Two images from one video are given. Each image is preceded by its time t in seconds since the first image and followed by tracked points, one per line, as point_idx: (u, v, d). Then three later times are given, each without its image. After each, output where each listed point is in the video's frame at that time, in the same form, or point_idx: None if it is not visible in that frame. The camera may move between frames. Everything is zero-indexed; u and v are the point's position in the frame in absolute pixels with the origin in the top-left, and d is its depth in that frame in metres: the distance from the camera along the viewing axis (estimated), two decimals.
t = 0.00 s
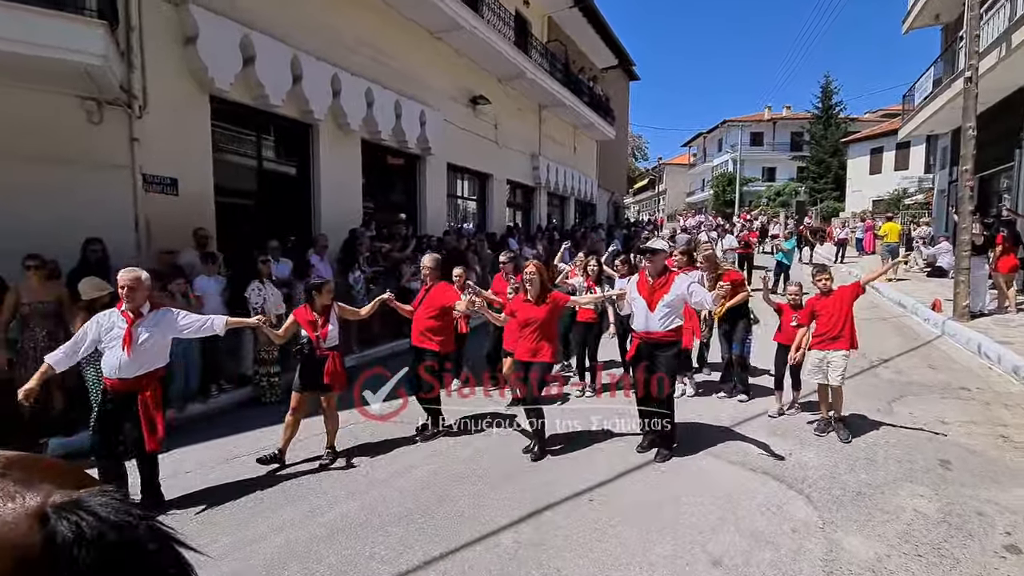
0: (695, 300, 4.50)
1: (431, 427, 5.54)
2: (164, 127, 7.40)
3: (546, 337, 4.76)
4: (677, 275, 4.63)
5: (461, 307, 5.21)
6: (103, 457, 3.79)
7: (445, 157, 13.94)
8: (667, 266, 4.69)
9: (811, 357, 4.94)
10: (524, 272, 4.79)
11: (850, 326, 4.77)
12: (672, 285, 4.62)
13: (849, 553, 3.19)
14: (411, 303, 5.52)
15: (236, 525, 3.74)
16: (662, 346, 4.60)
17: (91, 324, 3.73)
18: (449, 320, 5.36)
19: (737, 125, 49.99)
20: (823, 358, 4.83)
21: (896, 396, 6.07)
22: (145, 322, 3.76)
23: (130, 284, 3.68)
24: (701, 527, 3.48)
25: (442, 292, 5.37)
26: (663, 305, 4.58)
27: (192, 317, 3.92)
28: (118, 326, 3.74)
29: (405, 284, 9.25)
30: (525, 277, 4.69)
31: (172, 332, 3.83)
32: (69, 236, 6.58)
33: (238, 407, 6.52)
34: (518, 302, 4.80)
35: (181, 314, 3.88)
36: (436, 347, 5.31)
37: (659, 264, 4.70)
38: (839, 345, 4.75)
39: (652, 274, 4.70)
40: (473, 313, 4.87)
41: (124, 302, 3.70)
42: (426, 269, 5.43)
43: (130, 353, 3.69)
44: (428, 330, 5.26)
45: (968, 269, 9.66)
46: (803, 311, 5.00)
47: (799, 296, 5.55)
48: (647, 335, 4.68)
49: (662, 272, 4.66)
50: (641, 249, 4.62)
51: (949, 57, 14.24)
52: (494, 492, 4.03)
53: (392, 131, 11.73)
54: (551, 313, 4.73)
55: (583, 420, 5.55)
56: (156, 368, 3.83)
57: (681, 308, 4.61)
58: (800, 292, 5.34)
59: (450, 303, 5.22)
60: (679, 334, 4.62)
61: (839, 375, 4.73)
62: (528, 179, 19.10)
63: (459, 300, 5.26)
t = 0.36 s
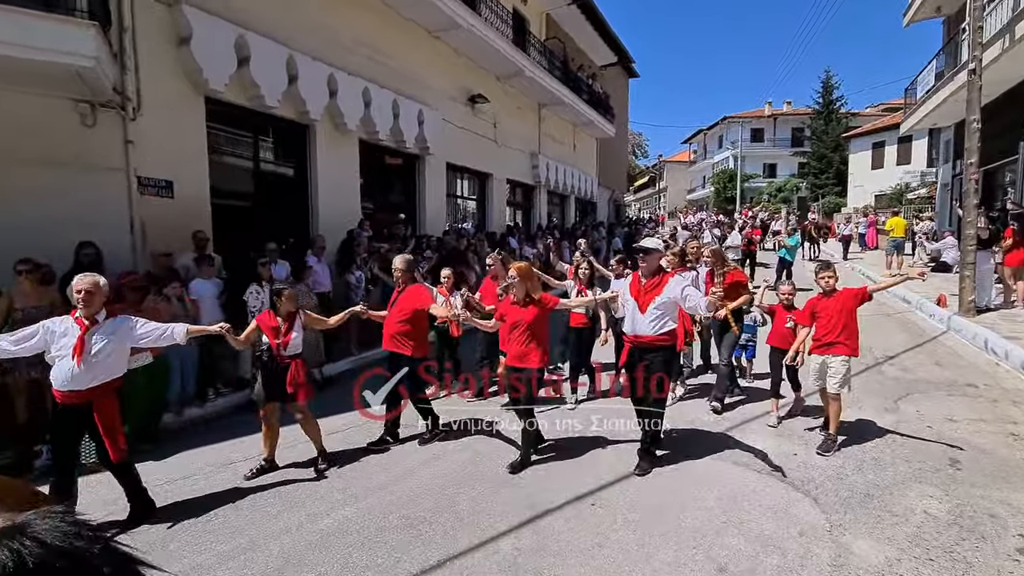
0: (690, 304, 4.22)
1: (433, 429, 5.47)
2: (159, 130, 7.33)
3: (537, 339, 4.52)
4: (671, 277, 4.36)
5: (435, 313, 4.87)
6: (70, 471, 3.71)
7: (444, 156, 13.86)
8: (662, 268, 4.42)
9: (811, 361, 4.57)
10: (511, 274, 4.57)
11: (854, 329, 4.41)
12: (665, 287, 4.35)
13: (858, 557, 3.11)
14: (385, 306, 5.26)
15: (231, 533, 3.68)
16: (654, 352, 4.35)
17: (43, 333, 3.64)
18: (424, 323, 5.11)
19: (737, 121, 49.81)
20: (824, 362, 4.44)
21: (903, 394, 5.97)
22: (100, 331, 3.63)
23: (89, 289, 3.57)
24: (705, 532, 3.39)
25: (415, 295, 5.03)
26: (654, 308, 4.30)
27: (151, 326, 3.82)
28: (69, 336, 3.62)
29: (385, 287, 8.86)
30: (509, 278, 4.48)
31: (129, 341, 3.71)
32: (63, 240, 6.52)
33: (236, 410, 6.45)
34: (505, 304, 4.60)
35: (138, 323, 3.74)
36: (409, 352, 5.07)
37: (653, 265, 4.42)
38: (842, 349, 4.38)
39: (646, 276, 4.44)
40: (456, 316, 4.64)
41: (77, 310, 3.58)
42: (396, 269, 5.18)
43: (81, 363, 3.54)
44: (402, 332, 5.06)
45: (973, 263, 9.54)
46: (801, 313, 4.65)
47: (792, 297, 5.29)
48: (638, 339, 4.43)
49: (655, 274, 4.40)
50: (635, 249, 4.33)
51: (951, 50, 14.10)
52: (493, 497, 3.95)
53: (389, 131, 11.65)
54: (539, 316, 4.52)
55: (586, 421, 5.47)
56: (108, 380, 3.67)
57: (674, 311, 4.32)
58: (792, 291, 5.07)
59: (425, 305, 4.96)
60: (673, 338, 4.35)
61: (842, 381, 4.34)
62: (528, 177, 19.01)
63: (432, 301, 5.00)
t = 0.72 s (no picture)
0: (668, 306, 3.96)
1: (425, 431, 5.39)
2: (147, 132, 7.27)
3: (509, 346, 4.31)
4: (652, 277, 4.08)
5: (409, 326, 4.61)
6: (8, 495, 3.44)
7: (439, 155, 13.77)
8: (643, 267, 4.14)
9: (799, 366, 4.37)
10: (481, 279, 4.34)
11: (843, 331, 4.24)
12: (646, 288, 4.08)
13: (851, 560, 3.05)
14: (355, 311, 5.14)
15: (215, 540, 3.61)
16: (633, 356, 4.07)
17: None
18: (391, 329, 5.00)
19: (735, 118, 49.70)
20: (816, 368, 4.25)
21: (900, 390, 5.91)
22: (41, 342, 3.39)
23: (31, 299, 3.34)
24: (695, 535, 3.33)
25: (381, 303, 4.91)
26: (632, 310, 4.03)
27: (97, 336, 3.59)
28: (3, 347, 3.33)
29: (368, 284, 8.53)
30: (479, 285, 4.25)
31: (74, 352, 3.48)
32: (51, 244, 6.47)
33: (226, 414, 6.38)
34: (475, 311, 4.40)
35: (83, 333, 3.53)
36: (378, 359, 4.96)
37: (634, 264, 4.15)
38: (833, 354, 4.21)
39: (625, 275, 4.16)
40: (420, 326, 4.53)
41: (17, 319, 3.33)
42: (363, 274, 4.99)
43: (21, 376, 3.30)
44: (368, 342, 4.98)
45: (971, 258, 9.46)
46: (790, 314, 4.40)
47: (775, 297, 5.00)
48: (619, 343, 4.13)
49: (635, 273, 4.11)
50: (612, 249, 4.08)
51: (948, 43, 14.01)
52: (482, 500, 3.89)
53: (383, 130, 11.58)
54: (513, 322, 4.31)
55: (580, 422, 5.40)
56: (52, 393, 3.45)
57: (655, 312, 4.04)
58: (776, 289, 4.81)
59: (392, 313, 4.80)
60: (655, 341, 4.06)
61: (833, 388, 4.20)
62: (524, 176, 18.94)
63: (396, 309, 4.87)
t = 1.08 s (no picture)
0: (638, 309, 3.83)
1: (414, 431, 5.36)
2: (138, 131, 7.25)
3: (473, 348, 4.30)
4: (621, 279, 3.96)
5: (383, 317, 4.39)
6: None
7: (435, 155, 13.73)
8: (611, 268, 4.00)
9: (776, 373, 4.29)
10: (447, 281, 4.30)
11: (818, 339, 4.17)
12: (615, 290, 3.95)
13: (836, 562, 3.02)
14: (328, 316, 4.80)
15: (197, 542, 3.59)
16: (605, 361, 3.92)
17: None
18: (371, 332, 4.68)
19: (735, 117, 49.63)
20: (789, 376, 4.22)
21: (894, 390, 5.87)
22: None
23: None
24: (681, 536, 3.31)
25: (360, 302, 4.61)
26: (602, 313, 3.90)
27: (52, 343, 3.50)
28: None
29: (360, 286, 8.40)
30: (446, 287, 4.19)
31: (23, 359, 3.41)
32: (41, 243, 6.44)
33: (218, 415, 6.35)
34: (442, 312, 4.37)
35: (35, 340, 3.46)
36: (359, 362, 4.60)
37: (602, 265, 4.01)
38: (808, 362, 4.14)
39: (594, 278, 4.03)
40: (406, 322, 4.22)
41: None
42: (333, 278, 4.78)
43: None
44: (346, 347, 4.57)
45: (968, 257, 9.42)
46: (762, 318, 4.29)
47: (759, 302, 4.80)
48: (588, 348, 3.99)
49: (603, 275, 3.97)
50: (579, 251, 3.94)
51: (946, 42, 13.95)
52: (468, 502, 3.86)
53: (378, 130, 11.55)
54: (479, 323, 4.30)
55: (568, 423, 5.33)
56: None
57: (625, 315, 3.91)
58: (760, 295, 4.67)
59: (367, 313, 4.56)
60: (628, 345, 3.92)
61: (810, 396, 4.14)
62: (522, 175, 18.92)
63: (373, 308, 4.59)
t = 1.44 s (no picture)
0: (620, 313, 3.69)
1: (409, 432, 5.32)
2: (134, 131, 7.23)
3: (449, 349, 4.14)
4: (601, 281, 3.80)
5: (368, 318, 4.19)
6: None
7: (433, 154, 13.70)
8: (591, 271, 3.88)
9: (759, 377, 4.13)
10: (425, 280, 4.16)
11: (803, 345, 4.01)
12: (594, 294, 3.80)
13: (833, 564, 2.99)
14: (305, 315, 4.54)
15: (191, 544, 3.57)
16: (583, 369, 3.77)
17: None
18: (351, 332, 4.43)
19: (735, 116, 49.60)
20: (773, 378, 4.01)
21: (892, 390, 5.84)
22: None
23: None
24: (677, 538, 3.29)
25: (343, 300, 4.37)
26: (581, 318, 3.76)
27: (17, 347, 3.49)
28: None
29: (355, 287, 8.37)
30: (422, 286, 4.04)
31: None
32: (37, 243, 6.42)
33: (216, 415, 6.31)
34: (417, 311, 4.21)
35: None
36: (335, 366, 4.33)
37: (582, 268, 3.88)
38: (791, 367, 3.97)
39: (573, 281, 3.89)
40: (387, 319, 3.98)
41: None
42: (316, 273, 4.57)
43: None
44: (324, 345, 4.32)
45: (967, 256, 9.39)
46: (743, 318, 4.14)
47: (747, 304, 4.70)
48: (565, 353, 3.85)
49: (583, 278, 3.84)
50: (557, 252, 3.82)
51: (946, 41, 13.91)
52: (464, 503, 3.85)
53: (376, 129, 11.53)
54: (458, 323, 4.15)
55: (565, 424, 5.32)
56: None
57: (603, 320, 3.77)
58: (746, 298, 4.57)
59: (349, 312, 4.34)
60: (606, 351, 3.76)
61: (790, 403, 3.94)
62: (521, 174, 18.88)
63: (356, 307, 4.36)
